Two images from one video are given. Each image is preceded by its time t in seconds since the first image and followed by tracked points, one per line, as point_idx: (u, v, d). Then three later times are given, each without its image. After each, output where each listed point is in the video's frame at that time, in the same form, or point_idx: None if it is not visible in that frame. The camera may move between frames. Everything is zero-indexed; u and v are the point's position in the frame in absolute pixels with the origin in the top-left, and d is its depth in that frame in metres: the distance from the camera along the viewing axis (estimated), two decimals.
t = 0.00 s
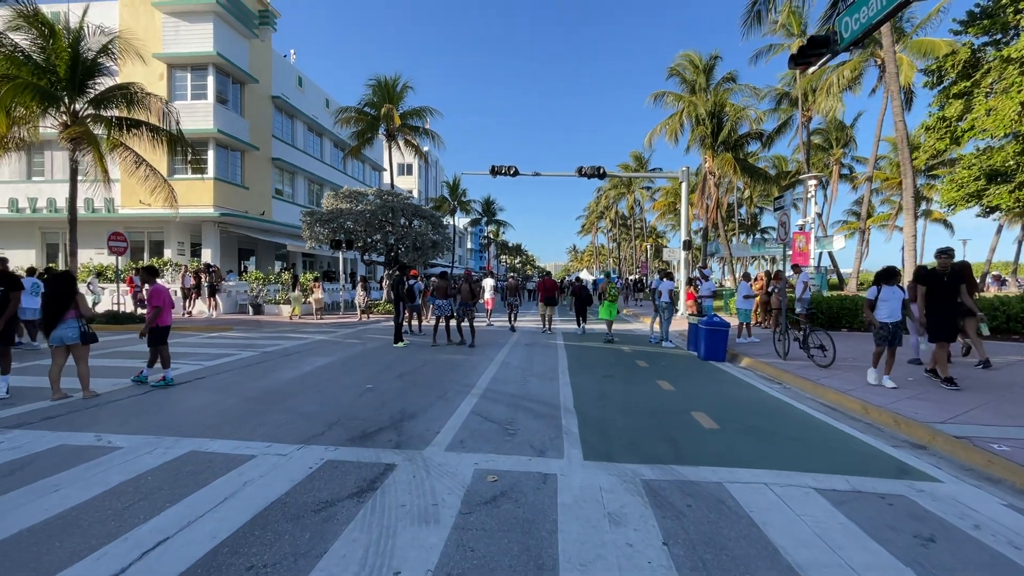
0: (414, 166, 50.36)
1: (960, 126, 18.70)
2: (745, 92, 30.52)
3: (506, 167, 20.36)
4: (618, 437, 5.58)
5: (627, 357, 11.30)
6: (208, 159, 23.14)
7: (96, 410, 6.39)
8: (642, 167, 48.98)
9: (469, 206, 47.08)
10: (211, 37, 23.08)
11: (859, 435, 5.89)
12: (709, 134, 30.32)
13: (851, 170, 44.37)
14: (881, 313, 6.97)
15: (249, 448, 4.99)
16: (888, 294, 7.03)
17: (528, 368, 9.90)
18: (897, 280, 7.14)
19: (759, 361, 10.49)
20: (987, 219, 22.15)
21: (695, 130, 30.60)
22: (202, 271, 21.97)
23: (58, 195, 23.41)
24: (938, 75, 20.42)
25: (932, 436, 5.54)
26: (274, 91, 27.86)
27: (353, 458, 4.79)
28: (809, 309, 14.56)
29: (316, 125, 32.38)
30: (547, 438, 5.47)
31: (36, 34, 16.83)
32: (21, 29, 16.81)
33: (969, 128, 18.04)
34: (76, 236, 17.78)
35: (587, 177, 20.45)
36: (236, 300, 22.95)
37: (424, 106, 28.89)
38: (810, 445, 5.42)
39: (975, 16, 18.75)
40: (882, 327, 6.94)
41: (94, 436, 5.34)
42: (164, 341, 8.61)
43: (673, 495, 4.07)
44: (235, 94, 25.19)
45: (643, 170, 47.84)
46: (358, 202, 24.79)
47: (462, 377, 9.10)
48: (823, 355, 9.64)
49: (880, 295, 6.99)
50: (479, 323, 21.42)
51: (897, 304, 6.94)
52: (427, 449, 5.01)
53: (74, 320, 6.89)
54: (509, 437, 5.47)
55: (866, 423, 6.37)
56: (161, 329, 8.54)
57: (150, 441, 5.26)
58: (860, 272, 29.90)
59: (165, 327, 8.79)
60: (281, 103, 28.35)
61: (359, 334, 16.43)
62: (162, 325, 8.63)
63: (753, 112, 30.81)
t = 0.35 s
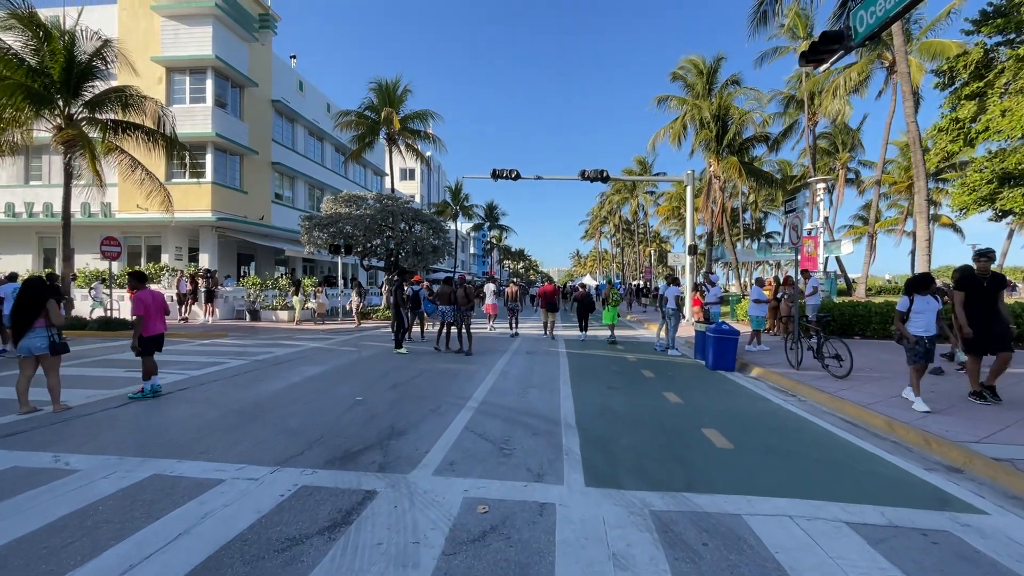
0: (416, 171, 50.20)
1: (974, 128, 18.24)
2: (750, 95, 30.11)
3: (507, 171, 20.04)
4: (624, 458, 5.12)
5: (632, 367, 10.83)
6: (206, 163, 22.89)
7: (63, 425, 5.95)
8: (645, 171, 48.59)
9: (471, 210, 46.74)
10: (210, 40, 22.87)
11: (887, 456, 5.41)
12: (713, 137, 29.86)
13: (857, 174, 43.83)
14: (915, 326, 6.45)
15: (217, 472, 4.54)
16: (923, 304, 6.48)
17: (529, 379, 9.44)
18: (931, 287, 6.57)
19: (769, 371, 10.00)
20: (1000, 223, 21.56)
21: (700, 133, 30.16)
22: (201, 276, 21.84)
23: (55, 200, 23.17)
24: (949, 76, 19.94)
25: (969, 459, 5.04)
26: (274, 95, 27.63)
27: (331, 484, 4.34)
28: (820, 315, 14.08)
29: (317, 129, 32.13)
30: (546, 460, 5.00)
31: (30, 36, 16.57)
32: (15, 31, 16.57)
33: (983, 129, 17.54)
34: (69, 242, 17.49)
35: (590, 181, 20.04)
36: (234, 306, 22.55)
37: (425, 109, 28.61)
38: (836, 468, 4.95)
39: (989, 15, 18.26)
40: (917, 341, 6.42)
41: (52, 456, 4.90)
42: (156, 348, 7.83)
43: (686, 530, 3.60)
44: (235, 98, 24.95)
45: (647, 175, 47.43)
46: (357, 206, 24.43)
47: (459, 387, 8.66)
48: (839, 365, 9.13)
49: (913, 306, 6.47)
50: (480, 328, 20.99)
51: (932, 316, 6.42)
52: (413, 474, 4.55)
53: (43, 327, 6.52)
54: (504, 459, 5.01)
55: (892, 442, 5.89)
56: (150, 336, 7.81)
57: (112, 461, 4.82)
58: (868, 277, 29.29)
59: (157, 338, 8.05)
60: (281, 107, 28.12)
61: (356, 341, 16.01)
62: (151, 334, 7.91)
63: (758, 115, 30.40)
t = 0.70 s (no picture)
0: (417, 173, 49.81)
1: (988, 126, 17.74)
2: (754, 95, 29.66)
3: (507, 171, 19.61)
4: (631, 477, 4.67)
5: (637, 373, 10.37)
6: (203, 164, 22.56)
7: (24, 438, 5.52)
8: (647, 173, 48.14)
9: (472, 212, 46.40)
10: (206, 40, 22.54)
11: (919, 474, 4.95)
12: (717, 138, 29.38)
13: (863, 176, 43.30)
14: (959, 333, 5.97)
15: (179, 494, 4.09)
16: (971, 309, 5.95)
17: (528, 386, 8.97)
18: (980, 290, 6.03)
19: (781, 377, 9.52)
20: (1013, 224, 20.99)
21: (703, 134, 29.70)
22: (194, 276, 21.34)
23: (49, 201, 22.84)
24: (960, 73, 19.44)
25: (1013, 479, 4.56)
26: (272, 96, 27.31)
27: (304, 509, 3.86)
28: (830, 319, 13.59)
29: (316, 130, 31.80)
30: (545, 479, 4.54)
31: (21, 34, 16.29)
32: (7, 30, 16.29)
33: (998, 127, 17.02)
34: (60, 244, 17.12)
35: (592, 181, 19.61)
36: (229, 309, 22.24)
37: (425, 109, 28.26)
38: (865, 489, 4.48)
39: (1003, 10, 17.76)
40: (962, 349, 5.95)
41: (3, 474, 4.46)
42: (141, 354, 6.82)
43: (704, 567, 3.14)
44: (232, 98, 24.62)
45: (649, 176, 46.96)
46: (356, 207, 24.03)
47: (454, 395, 8.20)
48: (856, 372, 8.69)
49: (959, 311, 5.95)
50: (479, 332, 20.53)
51: (978, 322, 5.92)
52: (396, 496, 4.09)
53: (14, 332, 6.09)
54: (499, 478, 4.53)
55: (922, 458, 5.42)
56: (134, 340, 6.77)
57: (67, 480, 4.38)
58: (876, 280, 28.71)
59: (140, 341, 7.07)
60: (279, 107, 27.79)
61: (351, 345, 15.57)
62: (137, 337, 6.87)
63: (762, 116, 29.99)
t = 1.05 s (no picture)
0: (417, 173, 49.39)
1: (1000, 123, 17.28)
2: (757, 94, 29.23)
3: (507, 170, 19.21)
4: (641, 499, 4.26)
5: (643, 378, 9.95)
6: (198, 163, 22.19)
7: None
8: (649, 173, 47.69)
9: (472, 213, 46.02)
10: (201, 36, 22.17)
11: (955, 495, 4.53)
12: (721, 136, 28.92)
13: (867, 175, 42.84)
14: None
15: (140, 520, 3.68)
16: None
17: (528, 393, 8.55)
18: None
19: (794, 383, 9.08)
20: None
21: (707, 133, 29.26)
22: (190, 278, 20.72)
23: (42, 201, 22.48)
24: (970, 70, 19.00)
25: None
26: (269, 94, 26.94)
27: (276, 539, 3.45)
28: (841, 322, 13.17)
29: (314, 129, 31.42)
30: (546, 502, 4.12)
31: (11, 30, 15.93)
32: None
33: (1011, 124, 16.55)
34: (49, 244, 16.72)
35: (594, 180, 19.18)
36: (224, 310, 21.92)
37: (424, 108, 27.88)
38: (899, 514, 4.07)
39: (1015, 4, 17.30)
40: None
41: None
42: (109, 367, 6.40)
43: None
44: (228, 96, 24.25)
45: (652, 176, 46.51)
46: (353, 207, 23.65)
47: (450, 403, 7.79)
48: (874, 379, 8.23)
49: None
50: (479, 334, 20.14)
51: None
52: (381, 523, 3.68)
53: None
54: (496, 501, 4.12)
55: (955, 475, 5.01)
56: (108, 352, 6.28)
57: (22, 503, 3.99)
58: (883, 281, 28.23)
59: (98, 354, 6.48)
60: (277, 106, 27.41)
61: (347, 348, 15.16)
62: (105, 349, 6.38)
63: (766, 115, 29.54)
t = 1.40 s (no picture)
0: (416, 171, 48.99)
1: (1011, 117, 16.84)
2: (761, 89, 28.80)
3: (506, 166, 18.83)
4: (649, 511, 3.86)
5: (646, 378, 9.54)
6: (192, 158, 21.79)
7: None
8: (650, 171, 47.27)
9: (472, 211, 45.59)
10: (194, 29, 21.74)
11: (995, 508, 4.12)
12: (724, 132, 28.49)
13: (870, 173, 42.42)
14: None
15: (87, 540, 3.26)
16: None
17: (527, 393, 8.13)
18: None
19: (805, 384, 8.66)
20: None
21: (709, 129, 28.86)
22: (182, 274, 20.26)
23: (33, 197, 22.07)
24: (980, 63, 18.57)
25: None
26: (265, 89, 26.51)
27: (237, 563, 3.03)
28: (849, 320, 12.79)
29: (311, 126, 31.01)
30: (546, 516, 3.71)
31: None
32: None
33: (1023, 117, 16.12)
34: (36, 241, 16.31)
35: (595, 176, 18.76)
36: (218, 309, 21.49)
37: (422, 103, 27.46)
38: (936, 530, 3.66)
39: None
40: None
41: None
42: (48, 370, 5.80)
43: None
44: (223, 91, 23.82)
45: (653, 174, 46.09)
46: (350, 203, 23.25)
47: (444, 404, 7.37)
48: (891, 379, 7.78)
49: None
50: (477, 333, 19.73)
51: None
52: (359, 544, 3.25)
53: None
54: (490, 516, 3.70)
55: (991, 485, 4.58)
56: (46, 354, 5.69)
57: None
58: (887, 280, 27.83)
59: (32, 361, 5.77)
60: (272, 101, 26.98)
61: (342, 347, 14.77)
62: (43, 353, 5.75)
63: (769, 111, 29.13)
